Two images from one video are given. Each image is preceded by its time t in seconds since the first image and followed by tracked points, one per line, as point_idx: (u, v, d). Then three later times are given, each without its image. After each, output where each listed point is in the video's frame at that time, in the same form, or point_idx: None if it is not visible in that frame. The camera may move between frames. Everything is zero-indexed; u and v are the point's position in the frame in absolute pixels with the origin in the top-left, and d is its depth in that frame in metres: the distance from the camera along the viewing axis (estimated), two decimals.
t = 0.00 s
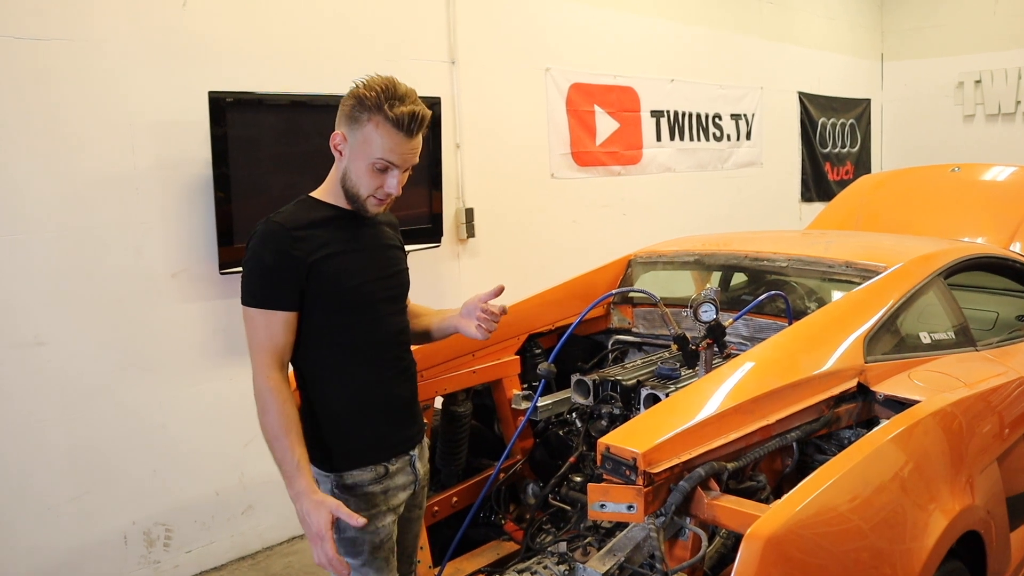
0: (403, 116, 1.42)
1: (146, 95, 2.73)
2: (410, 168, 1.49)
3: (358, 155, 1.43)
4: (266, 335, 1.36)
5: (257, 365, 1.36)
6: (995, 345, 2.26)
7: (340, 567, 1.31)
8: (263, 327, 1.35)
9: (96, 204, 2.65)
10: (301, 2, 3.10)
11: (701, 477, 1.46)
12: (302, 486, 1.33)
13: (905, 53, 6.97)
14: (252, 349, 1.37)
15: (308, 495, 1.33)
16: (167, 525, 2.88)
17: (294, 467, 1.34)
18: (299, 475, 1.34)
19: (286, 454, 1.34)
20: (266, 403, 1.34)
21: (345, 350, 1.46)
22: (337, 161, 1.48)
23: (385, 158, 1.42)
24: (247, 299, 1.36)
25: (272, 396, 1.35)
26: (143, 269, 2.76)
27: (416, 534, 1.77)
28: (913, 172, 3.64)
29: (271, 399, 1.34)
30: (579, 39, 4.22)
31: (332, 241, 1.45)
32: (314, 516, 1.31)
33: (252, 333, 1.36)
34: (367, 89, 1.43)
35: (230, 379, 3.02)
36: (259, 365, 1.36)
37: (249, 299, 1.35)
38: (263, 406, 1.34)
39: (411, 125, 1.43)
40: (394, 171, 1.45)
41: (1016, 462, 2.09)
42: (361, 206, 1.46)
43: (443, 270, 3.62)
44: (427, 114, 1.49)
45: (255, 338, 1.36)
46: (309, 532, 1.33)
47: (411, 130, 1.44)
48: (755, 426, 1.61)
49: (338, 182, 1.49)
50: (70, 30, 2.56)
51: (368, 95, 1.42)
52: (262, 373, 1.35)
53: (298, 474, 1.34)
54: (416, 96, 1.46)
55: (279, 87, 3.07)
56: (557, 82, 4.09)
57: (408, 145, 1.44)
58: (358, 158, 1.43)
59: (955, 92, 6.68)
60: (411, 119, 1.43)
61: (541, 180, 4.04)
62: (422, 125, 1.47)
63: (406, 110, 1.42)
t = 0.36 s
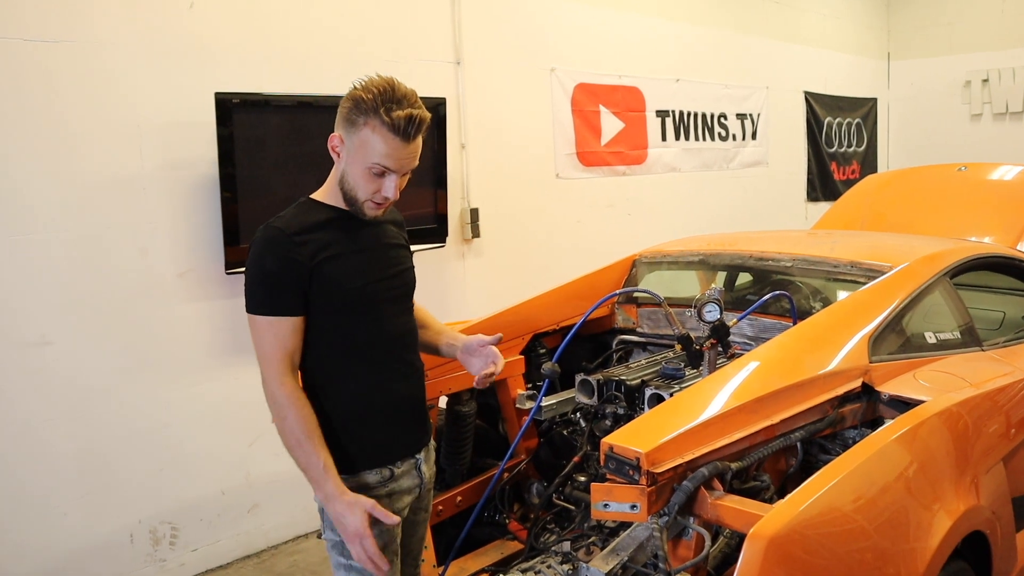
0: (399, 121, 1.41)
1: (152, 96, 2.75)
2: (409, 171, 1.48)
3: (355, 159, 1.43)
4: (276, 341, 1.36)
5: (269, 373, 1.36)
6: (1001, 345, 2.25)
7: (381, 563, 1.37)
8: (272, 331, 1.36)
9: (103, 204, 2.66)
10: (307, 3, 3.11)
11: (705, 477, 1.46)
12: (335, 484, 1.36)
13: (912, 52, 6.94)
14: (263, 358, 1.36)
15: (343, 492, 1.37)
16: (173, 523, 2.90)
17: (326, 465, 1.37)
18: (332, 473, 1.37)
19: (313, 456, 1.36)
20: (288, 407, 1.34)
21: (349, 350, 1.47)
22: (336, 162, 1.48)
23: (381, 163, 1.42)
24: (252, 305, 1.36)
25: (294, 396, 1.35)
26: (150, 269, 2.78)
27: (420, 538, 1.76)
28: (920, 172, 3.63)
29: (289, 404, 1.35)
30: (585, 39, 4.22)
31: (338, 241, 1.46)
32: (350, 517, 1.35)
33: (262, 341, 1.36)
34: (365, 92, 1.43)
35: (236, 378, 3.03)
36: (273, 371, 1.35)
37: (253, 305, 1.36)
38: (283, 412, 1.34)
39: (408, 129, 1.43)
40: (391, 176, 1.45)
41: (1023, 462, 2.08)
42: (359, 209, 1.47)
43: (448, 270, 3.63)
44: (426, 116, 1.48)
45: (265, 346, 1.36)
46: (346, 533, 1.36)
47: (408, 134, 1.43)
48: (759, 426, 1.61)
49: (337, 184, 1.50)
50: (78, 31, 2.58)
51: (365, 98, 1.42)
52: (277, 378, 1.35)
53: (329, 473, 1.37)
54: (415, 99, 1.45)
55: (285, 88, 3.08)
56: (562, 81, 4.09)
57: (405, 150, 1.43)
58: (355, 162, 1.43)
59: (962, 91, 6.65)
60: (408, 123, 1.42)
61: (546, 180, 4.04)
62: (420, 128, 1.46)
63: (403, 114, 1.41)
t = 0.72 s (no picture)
0: (375, 105, 1.39)
1: (154, 94, 2.75)
2: (394, 158, 1.46)
3: (338, 150, 1.43)
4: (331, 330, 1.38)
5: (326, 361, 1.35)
6: (1003, 347, 2.24)
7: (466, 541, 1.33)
8: (314, 322, 1.36)
9: (104, 202, 2.67)
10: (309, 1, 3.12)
11: (704, 477, 1.46)
12: (406, 469, 1.34)
13: (916, 53, 6.92)
14: (313, 350, 1.35)
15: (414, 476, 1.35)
16: (173, 520, 2.90)
17: (391, 452, 1.35)
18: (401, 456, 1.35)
19: (379, 441, 1.35)
20: (349, 392, 1.34)
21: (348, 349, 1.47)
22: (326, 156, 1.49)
23: (361, 151, 1.41)
24: (275, 299, 1.36)
25: (355, 380, 1.35)
26: (151, 266, 2.78)
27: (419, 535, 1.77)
28: (923, 173, 3.62)
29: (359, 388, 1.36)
30: (587, 39, 4.22)
31: (344, 239, 1.46)
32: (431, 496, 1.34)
33: (311, 334, 1.36)
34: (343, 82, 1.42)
35: (236, 376, 3.03)
36: (328, 360, 1.35)
37: (271, 300, 1.36)
38: (342, 400, 1.34)
39: (385, 114, 1.40)
40: (375, 164, 1.43)
41: None
42: (349, 202, 1.47)
43: (449, 269, 3.63)
44: (408, 101, 1.45)
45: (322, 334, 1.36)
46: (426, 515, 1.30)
47: (386, 117, 1.41)
48: (759, 427, 1.61)
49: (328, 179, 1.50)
50: (80, 28, 2.58)
51: (343, 88, 1.41)
52: (334, 364, 1.35)
53: (398, 456, 1.35)
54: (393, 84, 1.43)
55: (286, 86, 3.08)
56: (564, 81, 4.09)
57: (385, 136, 1.41)
58: (338, 153, 1.43)
59: (966, 92, 6.63)
60: (384, 107, 1.40)
61: (548, 179, 4.04)
62: (400, 110, 1.43)
63: (378, 100, 1.39)
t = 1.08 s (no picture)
0: (339, 72, 1.49)
1: (152, 91, 2.75)
2: (372, 123, 1.50)
3: (318, 129, 1.52)
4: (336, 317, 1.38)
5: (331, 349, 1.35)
6: (1000, 345, 2.25)
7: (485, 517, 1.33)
8: (316, 314, 1.36)
9: (102, 198, 2.66)
10: None
11: (701, 475, 1.46)
12: (421, 451, 1.34)
13: (913, 51, 6.92)
14: (318, 343, 1.35)
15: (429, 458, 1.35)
16: (171, 517, 2.90)
17: (404, 436, 1.35)
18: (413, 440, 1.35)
19: (392, 427, 1.35)
20: (356, 381, 1.34)
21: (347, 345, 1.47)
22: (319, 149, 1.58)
23: (336, 118, 1.48)
24: (280, 292, 1.36)
25: (361, 367, 1.35)
26: (149, 262, 2.78)
27: (416, 530, 1.77)
28: (920, 171, 3.62)
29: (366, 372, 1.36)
30: (586, 36, 4.22)
31: (349, 235, 1.46)
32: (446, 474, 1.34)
33: (315, 326, 1.35)
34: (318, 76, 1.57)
35: (234, 373, 3.03)
36: (334, 350, 1.35)
37: (279, 293, 1.36)
38: (350, 390, 1.34)
39: (347, 78, 1.49)
40: (347, 126, 1.48)
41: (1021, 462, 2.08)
42: (338, 177, 1.49)
43: (448, 266, 3.63)
44: (375, 69, 1.52)
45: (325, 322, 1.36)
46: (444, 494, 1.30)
47: (354, 83, 1.49)
48: (757, 424, 1.61)
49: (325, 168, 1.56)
50: (77, 24, 2.58)
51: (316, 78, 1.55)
52: (339, 354, 1.34)
53: (410, 442, 1.35)
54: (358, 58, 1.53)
55: (285, 83, 3.08)
56: (563, 78, 4.09)
57: (350, 97, 1.48)
58: (320, 134, 1.51)
59: (964, 90, 6.64)
60: (349, 73, 1.49)
61: (546, 176, 4.04)
62: (369, 78, 1.51)
63: (338, 67, 1.49)
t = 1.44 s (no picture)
0: (337, 59, 1.50)
1: (157, 81, 2.75)
2: (372, 108, 1.49)
3: (320, 118, 1.52)
4: (337, 305, 1.37)
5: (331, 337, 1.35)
6: (1006, 337, 2.24)
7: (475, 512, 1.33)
8: (317, 301, 1.35)
9: (106, 188, 2.66)
10: None
11: (707, 463, 1.45)
12: (414, 443, 1.34)
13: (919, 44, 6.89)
14: (318, 330, 1.35)
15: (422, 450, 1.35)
16: (176, 507, 2.91)
17: (399, 427, 1.35)
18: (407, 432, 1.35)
19: (387, 418, 1.35)
20: (355, 370, 1.34)
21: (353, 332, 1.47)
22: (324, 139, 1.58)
23: (335, 104, 1.48)
24: (283, 281, 1.35)
25: (360, 356, 1.35)
26: (154, 252, 2.78)
27: (422, 517, 1.78)
28: (926, 163, 3.60)
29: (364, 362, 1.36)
30: (590, 27, 4.20)
31: (351, 223, 1.46)
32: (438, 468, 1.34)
33: (316, 313, 1.35)
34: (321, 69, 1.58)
35: (239, 363, 3.03)
36: (333, 338, 1.34)
37: (283, 281, 1.35)
38: (347, 377, 1.34)
39: (345, 64, 1.49)
40: (347, 111, 1.48)
41: None
42: (341, 163, 1.49)
43: (452, 257, 3.62)
44: (373, 55, 1.52)
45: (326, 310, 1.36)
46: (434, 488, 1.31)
47: (353, 69, 1.50)
48: (763, 413, 1.60)
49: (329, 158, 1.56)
50: (81, 14, 2.57)
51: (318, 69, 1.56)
52: (338, 342, 1.34)
53: (404, 433, 1.35)
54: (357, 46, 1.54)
55: (289, 73, 3.07)
56: (567, 70, 4.07)
57: (348, 82, 1.48)
58: (323, 123, 1.52)
59: (970, 84, 6.61)
60: (348, 59, 1.49)
61: (551, 168, 4.03)
62: (368, 64, 1.51)
63: (336, 54, 1.50)
